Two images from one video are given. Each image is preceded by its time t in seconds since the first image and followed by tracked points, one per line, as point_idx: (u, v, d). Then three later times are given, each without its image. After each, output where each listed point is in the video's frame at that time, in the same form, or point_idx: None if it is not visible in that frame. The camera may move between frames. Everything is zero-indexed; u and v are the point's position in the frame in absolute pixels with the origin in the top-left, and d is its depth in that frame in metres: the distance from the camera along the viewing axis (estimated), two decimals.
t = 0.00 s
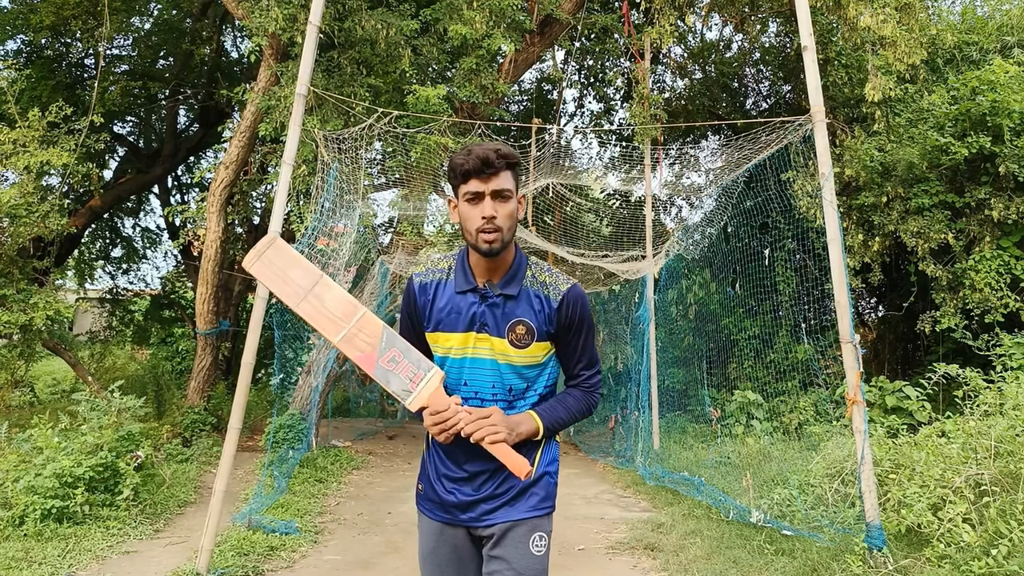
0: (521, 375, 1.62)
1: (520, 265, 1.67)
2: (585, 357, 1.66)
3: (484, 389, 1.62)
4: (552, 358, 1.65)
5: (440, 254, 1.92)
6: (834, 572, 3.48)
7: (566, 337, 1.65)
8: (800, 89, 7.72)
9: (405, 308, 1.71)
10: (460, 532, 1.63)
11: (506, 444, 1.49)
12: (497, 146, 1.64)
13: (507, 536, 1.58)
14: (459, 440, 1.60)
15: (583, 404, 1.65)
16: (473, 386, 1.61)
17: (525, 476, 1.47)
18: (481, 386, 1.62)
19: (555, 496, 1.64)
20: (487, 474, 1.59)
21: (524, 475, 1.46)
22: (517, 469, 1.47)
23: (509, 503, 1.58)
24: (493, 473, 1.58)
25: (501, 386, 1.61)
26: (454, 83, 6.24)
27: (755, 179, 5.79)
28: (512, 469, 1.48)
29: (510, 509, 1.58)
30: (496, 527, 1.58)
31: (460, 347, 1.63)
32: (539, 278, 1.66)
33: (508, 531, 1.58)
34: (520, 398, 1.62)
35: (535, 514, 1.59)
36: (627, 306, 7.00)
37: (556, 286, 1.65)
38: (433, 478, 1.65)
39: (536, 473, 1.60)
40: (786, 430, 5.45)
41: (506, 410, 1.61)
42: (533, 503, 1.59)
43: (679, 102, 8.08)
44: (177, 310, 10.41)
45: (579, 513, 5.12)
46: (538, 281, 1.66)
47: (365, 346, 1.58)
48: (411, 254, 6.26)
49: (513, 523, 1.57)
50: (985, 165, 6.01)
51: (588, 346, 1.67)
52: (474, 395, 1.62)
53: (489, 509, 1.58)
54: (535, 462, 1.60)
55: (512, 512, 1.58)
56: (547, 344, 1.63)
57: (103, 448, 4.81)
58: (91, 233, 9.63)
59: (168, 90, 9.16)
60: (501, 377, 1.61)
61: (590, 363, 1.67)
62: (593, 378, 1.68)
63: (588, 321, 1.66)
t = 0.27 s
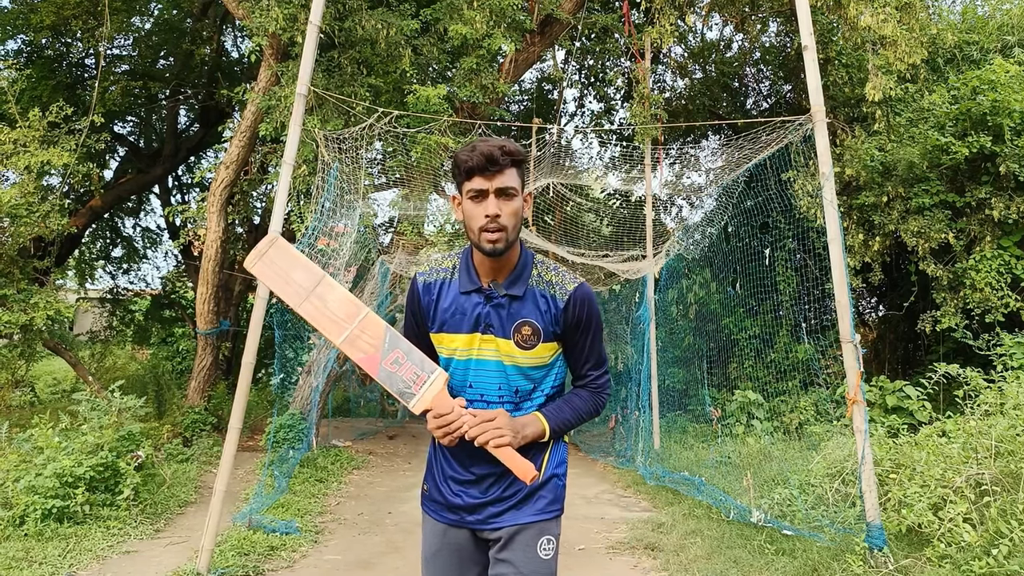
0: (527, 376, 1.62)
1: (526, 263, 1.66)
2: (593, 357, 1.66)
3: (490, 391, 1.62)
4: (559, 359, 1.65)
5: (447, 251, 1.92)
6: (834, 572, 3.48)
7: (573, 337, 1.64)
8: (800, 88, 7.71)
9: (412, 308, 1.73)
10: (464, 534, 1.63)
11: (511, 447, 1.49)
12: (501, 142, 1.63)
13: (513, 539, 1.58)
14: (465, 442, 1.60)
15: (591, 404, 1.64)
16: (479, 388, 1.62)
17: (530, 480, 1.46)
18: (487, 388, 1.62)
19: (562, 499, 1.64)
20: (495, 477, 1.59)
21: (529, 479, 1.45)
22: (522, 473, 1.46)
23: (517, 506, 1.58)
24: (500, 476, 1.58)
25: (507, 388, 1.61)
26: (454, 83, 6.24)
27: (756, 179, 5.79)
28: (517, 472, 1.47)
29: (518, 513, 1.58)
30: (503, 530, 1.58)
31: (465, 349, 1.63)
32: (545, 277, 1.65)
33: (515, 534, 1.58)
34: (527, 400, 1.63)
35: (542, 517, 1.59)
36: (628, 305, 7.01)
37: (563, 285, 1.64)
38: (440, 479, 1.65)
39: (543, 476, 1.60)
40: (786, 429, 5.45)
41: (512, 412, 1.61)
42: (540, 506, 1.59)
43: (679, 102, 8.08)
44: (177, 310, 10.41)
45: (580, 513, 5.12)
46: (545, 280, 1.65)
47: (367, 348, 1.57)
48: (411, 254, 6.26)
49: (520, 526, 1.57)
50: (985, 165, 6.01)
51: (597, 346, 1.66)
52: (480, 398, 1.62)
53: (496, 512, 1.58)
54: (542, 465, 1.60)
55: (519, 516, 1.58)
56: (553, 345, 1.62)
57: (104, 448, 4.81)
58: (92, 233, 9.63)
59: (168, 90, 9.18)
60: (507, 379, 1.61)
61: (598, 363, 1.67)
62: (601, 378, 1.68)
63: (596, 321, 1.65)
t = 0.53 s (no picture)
0: (535, 376, 1.61)
1: (533, 261, 1.66)
2: (603, 355, 1.66)
3: (497, 389, 1.60)
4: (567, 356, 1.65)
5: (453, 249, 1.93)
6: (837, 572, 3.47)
7: (582, 335, 1.65)
8: (803, 87, 7.70)
9: (418, 306, 1.73)
10: (468, 534, 1.63)
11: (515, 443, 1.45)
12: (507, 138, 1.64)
13: (519, 541, 1.58)
14: (473, 441, 1.60)
15: (603, 403, 1.64)
16: (486, 387, 1.61)
17: (534, 478, 1.44)
18: (494, 386, 1.61)
19: (569, 502, 1.64)
20: (502, 479, 1.59)
21: (533, 476, 1.44)
22: (527, 469, 1.44)
23: (523, 508, 1.58)
24: (507, 478, 1.58)
25: (515, 386, 1.60)
26: (456, 83, 6.25)
27: (758, 178, 5.79)
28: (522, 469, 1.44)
29: (524, 515, 1.58)
30: (509, 532, 1.58)
31: (473, 346, 1.63)
32: (552, 274, 1.66)
33: (521, 536, 1.57)
34: (536, 398, 1.62)
35: (549, 521, 1.58)
36: (630, 305, 7.00)
37: (570, 283, 1.65)
38: (447, 480, 1.65)
39: (551, 479, 1.60)
40: (790, 429, 5.59)
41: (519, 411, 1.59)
42: (547, 509, 1.59)
43: (681, 101, 8.08)
44: (180, 310, 10.43)
45: (582, 513, 5.12)
46: (552, 278, 1.66)
47: (374, 341, 1.56)
48: (413, 253, 6.25)
49: (526, 529, 1.57)
50: (988, 164, 5.99)
51: (604, 345, 1.66)
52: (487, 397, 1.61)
53: (502, 514, 1.58)
54: (550, 467, 1.60)
55: (526, 518, 1.57)
56: (561, 343, 1.62)
57: (107, 448, 4.82)
58: (95, 232, 9.66)
59: (171, 91, 9.23)
60: (514, 378, 1.60)
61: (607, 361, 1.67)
62: (612, 377, 1.68)
63: (604, 318, 1.65)
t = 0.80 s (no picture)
0: (540, 376, 1.59)
1: (538, 261, 1.67)
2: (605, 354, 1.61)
3: (502, 389, 1.59)
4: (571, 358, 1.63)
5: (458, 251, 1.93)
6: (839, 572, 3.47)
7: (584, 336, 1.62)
8: (804, 87, 7.69)
9: (424, 307, 1.73)
10: (470, 534, 1.62)
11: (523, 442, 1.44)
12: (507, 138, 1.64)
13: (523, 541, 1.57)
14: (479, 442, 1.60)
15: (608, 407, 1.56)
16: (492, 387, 1.60)
17: (543, 478, 1.41)
18: (499, 387, 1.60)
19: (573, 503, 1.64)
20: (507, 478, 1.59)
21: (543, 477, 1.41)
22: (536, 470, 1.41)
23: (527, 508, 1.58)
24: (513, 477, 1.59)
25: (520, 386, 1.58)
26: (457, 82, 6.25)
27: (759, 178, 5.78)
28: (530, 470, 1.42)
29: (528, 516, 1.58)
30: (513, 532, 1.58)
31: (479, 348, 1.63)
32: (556, 273, 1.66)
33: (525, 537, 1.57)
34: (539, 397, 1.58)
35: (553, 522, 1.58)
36: (631, 305, 7.00)
37: (574, 281, 1.65)
38: (452, 479, 1.66)
39: (555, 480, 1.60)
40: (792, 429, 5.49)
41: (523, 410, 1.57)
42: (551, 510, 1.59)
43: (682, 101, 8.09)
44: (181, 310, 10.44)
45: (583, 513, 5.12)
46: (557, 277, 1.66)
47: (390, 339, 1.55)
48: (415, 254, 6.13)
49: (530, 529, 1.57)
50: (990, 164, 5.99)
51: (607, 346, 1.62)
52: (492, 397, 1.60)
53: (506, 514, 1.58)
54: (555, 468, 1.60)
55: (530, 518, 1.57)
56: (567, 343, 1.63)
57: (108, 448, 4.82)
58: (96, 232, 9.67)
59: (173, 90, 9.23)
60: (519, 378, 1.59)
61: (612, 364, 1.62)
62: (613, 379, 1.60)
63: (607, 319, 1.64)
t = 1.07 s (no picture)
0: (540, 375, 1.60)
1: (537, 261, 1.66)
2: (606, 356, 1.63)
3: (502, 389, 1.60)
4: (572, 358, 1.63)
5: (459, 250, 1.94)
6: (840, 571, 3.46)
7: (585, 336, 1.63)
8: (805, 87, 7.68)
9: (423, 306, 1.74)
10: (472, 534, 1.62)
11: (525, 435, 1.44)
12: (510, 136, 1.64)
13: (525, 543, 1.58)
14: (480, 442, 1.60)
15: (609, 406, 1.59)
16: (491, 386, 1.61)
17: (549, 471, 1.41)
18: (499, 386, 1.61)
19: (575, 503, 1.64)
20: (508, 479, 1.59)
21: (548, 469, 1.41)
22: (541, 462, 1.41)
23: (528, 509, 1.58)
24: (513, 478, 1.58)
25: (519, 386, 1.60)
26: (458, 82, 6.25)
27: (760, 177, 5.78)
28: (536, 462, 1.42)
29: (530, 517, 1.58)
30: (514, 533, 1.58)
31: (478, 346, 1.63)
32: (555, 274, 1.65)
33: (527, 538, 1.58)
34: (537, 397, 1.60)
35: (555, 522, 1.58)
36: (632, 305, 7.00)
37: (574, 282, 1.64)
38: (453, 479, 1.66)
39: (557, 481, 1.60)
40: (792, 429, 5.59)
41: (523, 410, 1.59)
42: (553, 510, 1.59)
43: (683, 101, 8.09)
44: (182, 310, 10.44)
45: (584, 513, 5.12)
46: (556, 277, 1.65)
47: (384, 342, 1.55)
48: (416, 253, 6.16)
49: (531, 530, 1.57)
50: (991, 163, 5.98)
51: (608, 347, 1.63)
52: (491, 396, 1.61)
53: (508, 515, 1.58)
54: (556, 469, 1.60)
55: (531, 519, 1.57)
56: (566, 343, 1.61)
57: (109, 448, 4.82)
58: (97, 233, 9.68)
59: (173, 90, 9.22)
60: (518, 378, 1.60)
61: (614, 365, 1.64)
62: (617, 381, 1.64)
63: (608, 319, 1.63)
